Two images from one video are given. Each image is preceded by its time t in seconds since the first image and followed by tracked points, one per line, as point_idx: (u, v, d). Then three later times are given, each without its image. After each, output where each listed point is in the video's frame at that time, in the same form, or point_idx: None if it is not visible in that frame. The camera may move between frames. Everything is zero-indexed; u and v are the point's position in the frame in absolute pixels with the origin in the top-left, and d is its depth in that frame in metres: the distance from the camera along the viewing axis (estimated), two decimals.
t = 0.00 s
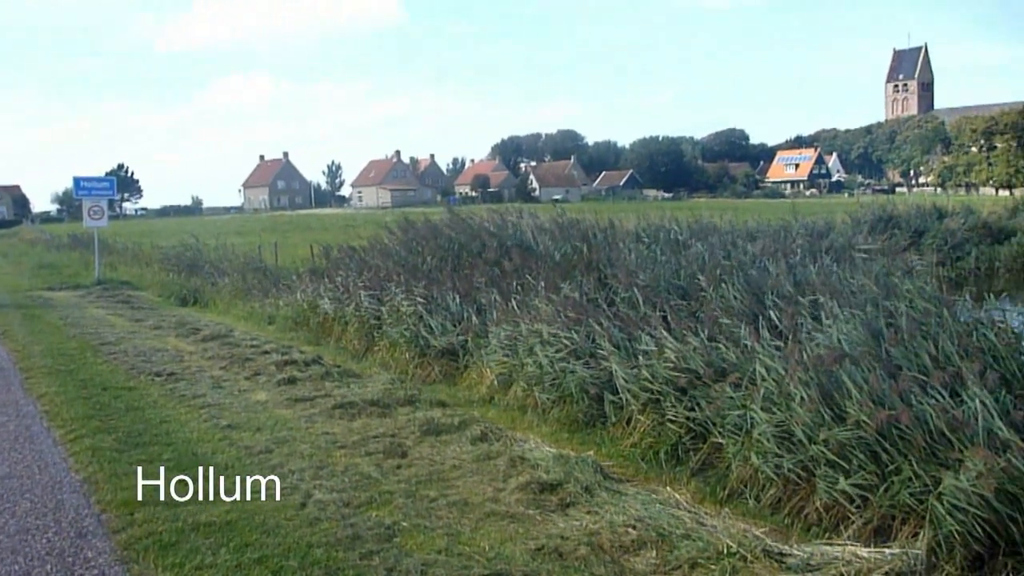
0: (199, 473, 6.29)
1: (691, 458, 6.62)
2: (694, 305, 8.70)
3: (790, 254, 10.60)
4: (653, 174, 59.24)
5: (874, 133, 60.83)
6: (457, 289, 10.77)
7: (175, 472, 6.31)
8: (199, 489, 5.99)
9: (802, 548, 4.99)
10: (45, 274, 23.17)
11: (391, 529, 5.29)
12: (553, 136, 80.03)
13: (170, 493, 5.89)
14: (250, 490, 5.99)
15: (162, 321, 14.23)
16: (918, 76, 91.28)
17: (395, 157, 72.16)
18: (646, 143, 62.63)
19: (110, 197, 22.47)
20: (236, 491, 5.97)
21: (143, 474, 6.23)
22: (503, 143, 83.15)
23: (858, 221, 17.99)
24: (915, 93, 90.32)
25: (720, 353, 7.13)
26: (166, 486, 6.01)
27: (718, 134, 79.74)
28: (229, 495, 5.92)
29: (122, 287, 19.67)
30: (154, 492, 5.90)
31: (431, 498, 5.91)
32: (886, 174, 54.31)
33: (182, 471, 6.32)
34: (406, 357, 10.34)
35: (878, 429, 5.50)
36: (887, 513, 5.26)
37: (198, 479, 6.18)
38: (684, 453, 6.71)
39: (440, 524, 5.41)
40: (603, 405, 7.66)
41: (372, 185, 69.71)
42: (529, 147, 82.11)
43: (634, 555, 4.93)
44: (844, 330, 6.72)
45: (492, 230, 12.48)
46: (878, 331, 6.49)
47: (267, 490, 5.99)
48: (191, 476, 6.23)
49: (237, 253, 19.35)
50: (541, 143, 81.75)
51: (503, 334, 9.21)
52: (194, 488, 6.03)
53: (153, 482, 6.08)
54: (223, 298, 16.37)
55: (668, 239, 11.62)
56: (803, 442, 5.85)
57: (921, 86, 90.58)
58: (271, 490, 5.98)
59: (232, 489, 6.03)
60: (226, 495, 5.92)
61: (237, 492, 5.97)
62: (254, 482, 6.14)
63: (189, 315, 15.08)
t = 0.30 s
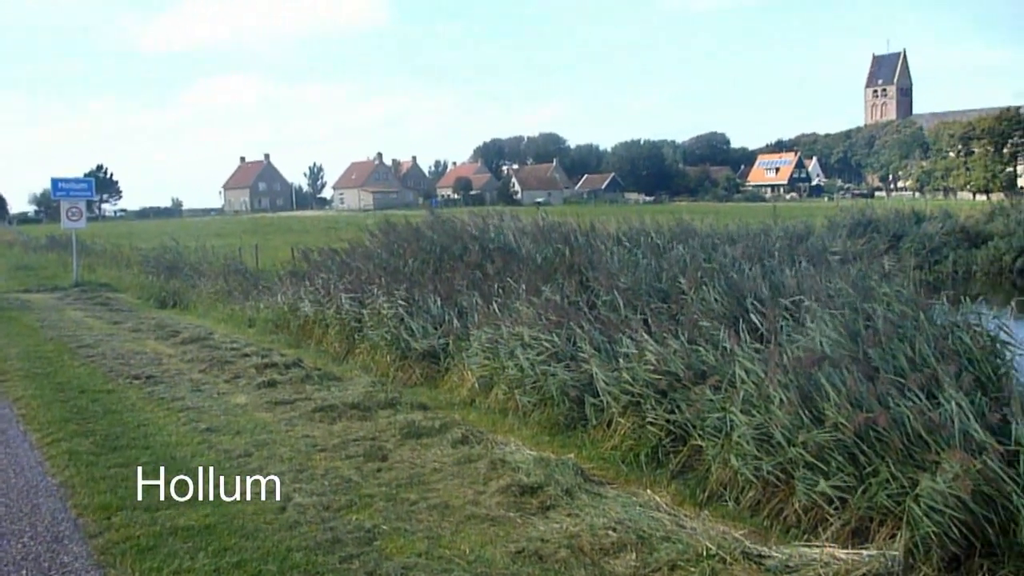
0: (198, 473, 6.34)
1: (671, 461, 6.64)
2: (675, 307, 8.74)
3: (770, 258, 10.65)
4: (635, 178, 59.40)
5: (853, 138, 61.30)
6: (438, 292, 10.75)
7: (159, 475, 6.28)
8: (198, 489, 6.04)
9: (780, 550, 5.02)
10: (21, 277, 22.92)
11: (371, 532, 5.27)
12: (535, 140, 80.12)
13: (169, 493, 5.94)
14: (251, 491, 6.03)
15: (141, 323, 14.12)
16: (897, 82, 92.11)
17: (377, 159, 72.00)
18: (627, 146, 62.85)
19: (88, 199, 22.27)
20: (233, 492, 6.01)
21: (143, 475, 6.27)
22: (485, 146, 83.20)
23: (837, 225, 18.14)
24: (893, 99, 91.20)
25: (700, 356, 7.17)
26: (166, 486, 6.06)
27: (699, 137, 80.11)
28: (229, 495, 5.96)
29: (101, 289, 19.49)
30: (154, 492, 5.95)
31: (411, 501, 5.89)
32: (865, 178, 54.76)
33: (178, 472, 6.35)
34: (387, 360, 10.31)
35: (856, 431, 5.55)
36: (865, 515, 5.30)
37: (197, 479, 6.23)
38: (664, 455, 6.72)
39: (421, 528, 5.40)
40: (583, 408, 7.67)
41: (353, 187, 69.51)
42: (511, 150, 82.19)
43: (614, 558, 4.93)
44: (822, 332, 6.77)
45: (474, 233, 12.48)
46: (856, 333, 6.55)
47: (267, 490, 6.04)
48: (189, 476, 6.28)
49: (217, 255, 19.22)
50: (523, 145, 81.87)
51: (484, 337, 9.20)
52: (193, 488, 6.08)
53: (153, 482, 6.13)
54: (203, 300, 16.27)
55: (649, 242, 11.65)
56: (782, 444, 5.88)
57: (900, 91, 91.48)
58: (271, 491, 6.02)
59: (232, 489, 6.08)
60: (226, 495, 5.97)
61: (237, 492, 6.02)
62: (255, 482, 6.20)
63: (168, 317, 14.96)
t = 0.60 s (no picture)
0: (178, 477, 6.29)
1: (651, 462, 6.66)
2: (654, 309, 8.77)
3: (749, 260, 10.71)
4: (615, 180, 59.55)
5: (831, 141, 61.78)
6: (419, 295, 10.73)
7: (136, 479, 6.23)
8: (198, 490, 6.10)
9: (759, 551, 5.04)
10: None
11: (350, 536, 5.26)
12: (515, 142, 80.19)
13: (148, 497, 5.89)
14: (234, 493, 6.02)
15: (119, 326, 13.99)
16: (874, 86, 92.95)
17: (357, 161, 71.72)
18: (608, 149, 63.01)
19: (65, 201, 22.06)
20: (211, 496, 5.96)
21: (135, 476, 6.28)
22: (466, 148, 83.19)
23: (815, 228, 18.27)
24: (871, 103, 92.05)
25: (679, 358, 7.20)
26: (166, 486, 6.12)
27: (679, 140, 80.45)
28: (229, 495, 6.02)
29: (78, 292, 19.31)
30: (155, 491, 6.00)
31: (391, 504, 5.88)
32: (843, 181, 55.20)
33: (156, 476, 6.30)
34: (367, 363, 10.28)
35: (834, 432, 5.60)
36: (843, 516, 5.34)
37: (187, 481, 6.24)
38: (644, 457, 6.74)
39: (401, 531, 5.39)
40: (564, 410, 7.68)
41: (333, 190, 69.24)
42: (492, 152, 82.21)
43: (594, 559, 4.94)
44: (800, 334, 6.82)
45: (455, 236, 12.46)
46: (833, 335, 6.61)
47: (268, 489, 6.11)
48: (169, 480, 6.24)
49: (195, 257, 19.08)
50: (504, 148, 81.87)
51: (464, 340, 9.19)
52: (193, 489, 6.13)
53: (138, 485, 6.11)
54: (182, 303, 16.15)
55: (629, 245, 11.68)
56: (761, 446, 5.91)
57: (877, 95, 92.33)
58: (272, 490, 6.08)
59: (233, 489, 6.14)
60: (227, 495, 6.02)
61: (238, 491, 6.08)
62: (238, 485, 6.18)
63: (146, 320, 14.84)
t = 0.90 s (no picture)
0: (159, 482, 6.26)
1: (632, 464, 6.67)
2: (635, 311, 8.79)
3: (728, 262, 10.76)
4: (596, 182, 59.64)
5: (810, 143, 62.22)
6: (399, 297, 10.70)
7: (114, 484, 6.17)
8: (198, 490, 6.16)
9: (739, 552, 5.06)
10: None
11: (331, 540, 5.23)
12: (496, 145, 80.20)
13: (127, 502, 5.84)
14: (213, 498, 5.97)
15: (97, 331, 13.86)
16: (852, 88, 93.71)
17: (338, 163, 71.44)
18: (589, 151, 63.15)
19: (42, 204, 21.82)
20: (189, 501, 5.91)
21: (113, 481, 6.23)
22: (447, 151, 83.11)
23: (794, 230, 18.37)
24: (849, 105, 92.80)
25: (659, 360, 7.22)
26: (166, 486, 6.18)
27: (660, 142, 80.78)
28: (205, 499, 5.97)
29: (55, 296, 19.11)
30: (138, 495, 5.97)
31: (372, 508, 5.86)
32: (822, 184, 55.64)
33: (130, 482, 6.23)
34: (348, 366, 10.24)
35: (813, 432, 5.63)
36: (822, 516, 5.37)
37: (165, 486, 6.19)
38: (624, 458, 6.75)
39: (382, 534, 5.37)
40: (545, 412, 7.69)
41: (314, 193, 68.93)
42: (473, 155, 82.17)
43: (575, 562, 4.94)
44: (779, 335, 6.86)
45: (436, 238, 12.44)
46: (811, 336, 6.66)
47: (259, 491, 6.12)
48: (148, 484, 6.18)
49: (174, 260, 18.96)
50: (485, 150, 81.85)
51: (445, 342, 9.18)
52: (167, 493, 6.07)
53: (117, 490, 6.06)
54: (160, 306, 16.03)
55: (610, 246, 11.69)
56: (741, 447, 5.93)
57: (855, 97, 93.12)
58: (272, 491, 6.13)
59: (222, 491, 6.15)
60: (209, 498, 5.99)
61: (237, 491, 6.13)
62: (214, 490, 6.13)
63: (124, 324, 14.73)
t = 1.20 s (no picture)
0: (135, 485, 6.20)
1: (612, 466, 6.68)
2: (615, 314, 8.81)
3: (709, 265, 10.80)
4: (578, 185, 59.71)
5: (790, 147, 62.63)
6: (380, 300, 10.67)
7: (91, 488, 6.12)
8: (177, 492, 6.12)
9: (717, 553, 5.08)
10: None
11: (310, 544, 5.21)
12: (478, 147, 80.19)
13: (104, 505, 5.79)
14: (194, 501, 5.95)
15: (74, 333, 13.73)
16: (832, 93, 94.46)
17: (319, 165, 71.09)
18: (571, 154, 63.27)
19: (18, 206, 21.58)
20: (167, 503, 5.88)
21: (89, 485, 6.17)
22: (429, 153, 83.04)
23: (774, 233, 18.48)
24: (829, 109, 93.56)
25: (639, 362, 7.24)
26: (160, 487, 6.19)
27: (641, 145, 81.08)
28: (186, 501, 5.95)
29: (32, 298, 18.91)
30: (113, 499, 5.91)
31: (352, 511, 5.84)
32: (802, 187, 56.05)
33: (109, 485, 6.18)
34: (328, 369, 10.21)
35: (790, 434, 5.67)
36: (800, 517, 5.41)
37: (142, 489, 6.14)
38: (604, 461, 6.77)
39: (361, 537, 5.35)
40: (525, 415, 7.70)
41: (295, 195, 68.59)
42: (455, 157, 82.12)
43: (555, 564, 4.94)
44: (758, 338, 6.90)
45: (417, 240, 12.41)
46: (789, 339, 6.71)
47: (238, 494, 6.10)
48: (126, 488, 6.13)
49: (152, 262, 18.80)
50: (467, 152, 81.79)
51: (426, 345, 9.16)
52: (143, 495, 6.02)
53: (94, 493, 6.01)
54: (139, 309, 15.90)
55: (591, 249, 11.71)
56: (719, 449, 5.95)
57: (834, 101, 93.87)
58: (265, 492, 6.14)
59: (200, 493, 6.12)
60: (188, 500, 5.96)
61: (231, 493, 6.13)
62: (195, 494, 6.09)
63: (102, 327, 14.59)
